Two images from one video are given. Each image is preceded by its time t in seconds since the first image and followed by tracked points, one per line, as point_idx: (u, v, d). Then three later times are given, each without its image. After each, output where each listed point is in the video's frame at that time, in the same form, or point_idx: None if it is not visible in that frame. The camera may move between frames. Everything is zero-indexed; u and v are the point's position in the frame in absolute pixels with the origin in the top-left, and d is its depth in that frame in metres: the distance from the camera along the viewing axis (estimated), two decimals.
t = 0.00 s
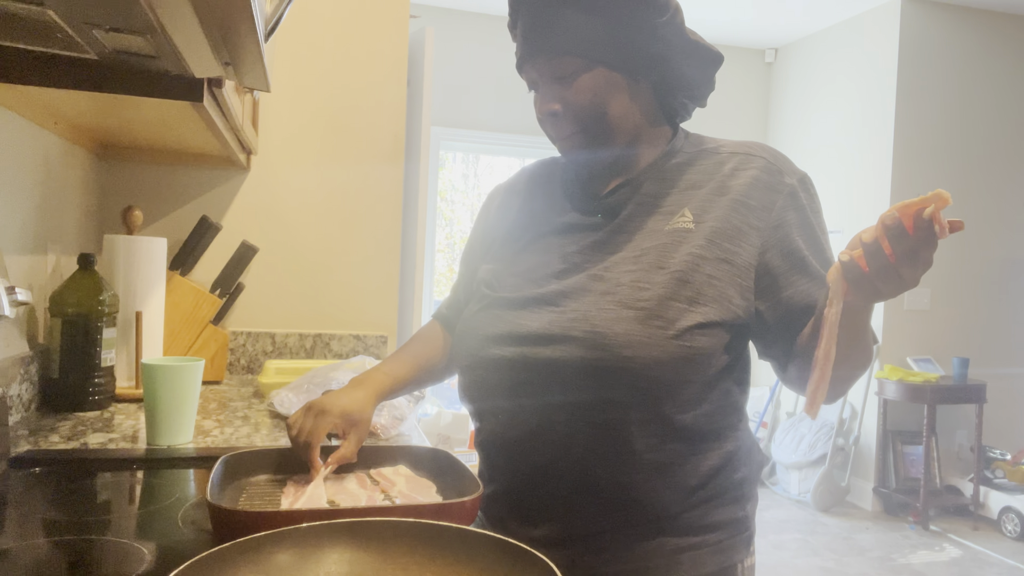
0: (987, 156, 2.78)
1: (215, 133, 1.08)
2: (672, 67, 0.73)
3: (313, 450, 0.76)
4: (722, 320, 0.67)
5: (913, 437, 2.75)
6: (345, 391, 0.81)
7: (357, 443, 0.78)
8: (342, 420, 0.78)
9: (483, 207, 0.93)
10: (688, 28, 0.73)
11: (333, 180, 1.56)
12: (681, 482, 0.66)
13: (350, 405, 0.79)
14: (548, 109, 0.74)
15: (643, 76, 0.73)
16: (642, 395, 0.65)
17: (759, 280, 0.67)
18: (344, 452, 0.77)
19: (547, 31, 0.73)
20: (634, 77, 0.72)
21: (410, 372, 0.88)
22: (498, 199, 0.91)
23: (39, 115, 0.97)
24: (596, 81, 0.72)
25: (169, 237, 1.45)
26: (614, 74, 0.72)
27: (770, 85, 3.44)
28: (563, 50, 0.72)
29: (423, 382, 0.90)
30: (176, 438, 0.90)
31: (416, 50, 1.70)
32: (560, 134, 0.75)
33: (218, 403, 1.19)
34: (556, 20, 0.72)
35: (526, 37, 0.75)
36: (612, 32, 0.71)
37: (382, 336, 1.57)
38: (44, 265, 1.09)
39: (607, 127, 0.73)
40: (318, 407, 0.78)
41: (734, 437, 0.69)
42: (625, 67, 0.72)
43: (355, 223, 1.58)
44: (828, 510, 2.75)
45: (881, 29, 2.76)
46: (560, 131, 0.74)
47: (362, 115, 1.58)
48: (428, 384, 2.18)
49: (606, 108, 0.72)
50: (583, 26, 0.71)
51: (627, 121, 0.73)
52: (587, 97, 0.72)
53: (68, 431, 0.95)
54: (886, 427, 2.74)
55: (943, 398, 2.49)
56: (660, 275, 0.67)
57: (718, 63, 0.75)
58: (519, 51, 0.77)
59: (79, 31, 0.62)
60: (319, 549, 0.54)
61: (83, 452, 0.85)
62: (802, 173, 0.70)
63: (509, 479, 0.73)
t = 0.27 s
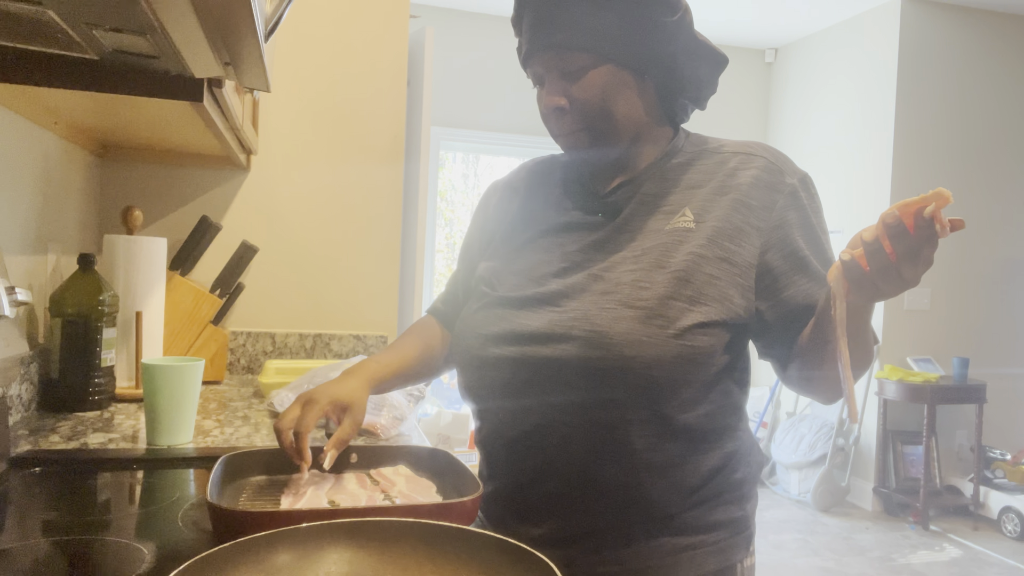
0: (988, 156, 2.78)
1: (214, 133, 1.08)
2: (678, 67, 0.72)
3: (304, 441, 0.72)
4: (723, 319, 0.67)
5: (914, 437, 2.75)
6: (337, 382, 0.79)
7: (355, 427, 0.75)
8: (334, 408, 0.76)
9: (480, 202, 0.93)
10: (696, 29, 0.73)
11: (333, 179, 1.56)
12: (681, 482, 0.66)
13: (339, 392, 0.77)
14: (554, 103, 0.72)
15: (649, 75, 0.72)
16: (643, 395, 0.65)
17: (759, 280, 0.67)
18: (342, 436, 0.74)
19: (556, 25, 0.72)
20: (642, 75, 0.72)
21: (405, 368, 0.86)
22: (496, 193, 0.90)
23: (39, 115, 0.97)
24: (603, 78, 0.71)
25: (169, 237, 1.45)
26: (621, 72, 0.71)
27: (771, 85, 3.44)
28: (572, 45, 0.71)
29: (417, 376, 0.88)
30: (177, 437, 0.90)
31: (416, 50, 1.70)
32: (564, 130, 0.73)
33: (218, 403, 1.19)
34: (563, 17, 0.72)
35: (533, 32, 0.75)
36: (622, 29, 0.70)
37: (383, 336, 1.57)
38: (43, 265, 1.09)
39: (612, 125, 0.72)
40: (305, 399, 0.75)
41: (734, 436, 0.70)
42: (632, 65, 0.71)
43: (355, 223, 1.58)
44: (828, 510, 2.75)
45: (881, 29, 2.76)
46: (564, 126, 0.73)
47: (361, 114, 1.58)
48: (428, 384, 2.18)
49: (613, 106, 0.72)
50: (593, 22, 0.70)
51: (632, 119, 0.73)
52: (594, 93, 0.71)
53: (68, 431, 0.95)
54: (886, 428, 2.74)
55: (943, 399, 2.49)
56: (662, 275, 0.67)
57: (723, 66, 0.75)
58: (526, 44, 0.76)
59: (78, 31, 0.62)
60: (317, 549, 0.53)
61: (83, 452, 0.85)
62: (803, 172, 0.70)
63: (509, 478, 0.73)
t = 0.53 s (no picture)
0: (988, 156, 2.78)
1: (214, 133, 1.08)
2: (677, 65, 0.73)
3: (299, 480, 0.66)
4: (727, 317, 0.67)
5: (914, 437, 2.75)
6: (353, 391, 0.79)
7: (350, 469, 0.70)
8: (331, 446, 0.70)
9: (473, 197, 0.92)
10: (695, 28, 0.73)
11: (333, 179, 1.56)
12: (686, 481, 0.66)
13: (337, 429, 0.71)
14: (555, 100, 0.71)
15: (650, 72, 0.73)
16: (649, 393, 0.65)
17: (761, 277, 0.68)
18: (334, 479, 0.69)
19: (557, 22, 0.71)
20: (643, 72, 0.72)
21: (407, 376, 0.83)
22: (491, 189, 0.89)
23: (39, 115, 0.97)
24: (606, 74, 0.71)
25: (169, 237, 1.45)
26: (623, 69, 0.71)
27: (770, 85, 3.44)
28: (574, 42, 0.70)
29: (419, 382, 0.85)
30: (177, 437, 0.90)
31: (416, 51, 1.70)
32: (565, 127, 0.72)
33: (218, 403, 1.19)
34: (565, 12, 0.71)
35: (532, 30, 0.74)
36: (623, 27, 0.70)
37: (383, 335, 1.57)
38: (44, 265, 1.09)
39: (614, 123, 0.72)
40: (300, 433, 0.70)
41: (737, 436, 0.70)
42: (633, 63, 0.71)
43: (354, 222, 1.58)
44: (828, 510, 2.75)
45: (882, 29, 2.76)
46: (565, 124, 0.72)
47: (360, 114, 1.57)
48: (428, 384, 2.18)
49: (614, 104, 0.71)
50: (596, 18, 0.70)
51: (632, 117, 0.73)
52: (596, 91, 0.70)
53: (68, 431, 0.95)
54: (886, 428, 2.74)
55: (942, 399, 2.48)
56: (668, 275, 0.67)
57: (720, 65, 0.76)
58: (525, 41, 0.75)
59: (78, 30, 0.62)
60: (318, 549, 0.54)
61: (83, 451, 0.85)
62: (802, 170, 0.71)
63: (512, 478, 0.73)
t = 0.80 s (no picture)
0: (995, 154, 2.74)
1: (214, 133, 1.08)
2: (681, 62, 0.73)
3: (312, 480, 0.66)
4: (738, 320, 0.67)
5: (914, 437, 2.74)
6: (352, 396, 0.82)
7: (359, 476, 0.71)
8: (341, 450, 0.71)
9: (471, 196, 0.91)
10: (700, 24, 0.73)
11: (334, 179, 1.56)
12: (697, 484, 0.66)
13: (348, 433, 0.72)
14: (561, 99, 0.71)
15: (656, 69, 0.72)
16: (658, 394, 0.66)
17: (769, 279, 0.68)
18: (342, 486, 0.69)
19: (563, 20, 0.71)
20: (649, 70, 0.72)
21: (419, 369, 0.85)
22: (491, 188, 0.88)
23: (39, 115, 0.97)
24: (613, 72, 0.70)
25: (169, 237, 1.45)
26: (629, 66, 0.71)
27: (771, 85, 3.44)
28: (581, 39, 0.70)
29: (433, 377, 0.88)
30: (177, 437, 0.90)
31: (416, 51, 1.70)
32: (571, 125, 0.72)
33: (218, 403, 1.19)
34: (570, 11, 0.71)
35: (536, 28, 0.74)
36: (630, 24, 0.70)
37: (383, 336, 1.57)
38: (44, 265, 1.09)
39: (618, 123, 0.72)
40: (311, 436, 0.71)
41: (747, 437, 0.70)
42: (639, 60, 0.71)
43: (355, 223, 1.58)
44: (828, 510, 2.75)
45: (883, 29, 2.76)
46: (571, 122, 0.72)
47: (360, 114, 1.58)
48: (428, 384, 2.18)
49: (620, 102, 0.71)
50: (602, 16, 0.69)
51: (637, 115, 0.73)
52: (602, 89, 0.70)
53: (68, 431, 0.95)
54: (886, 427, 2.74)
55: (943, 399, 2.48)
56: (681, 279, 0.67)
57: (724, 62, 0.76)
58: (530, 38, 0.74)
59: (78, 30, 0.62)
60: (317, 549, 0.54)
61: (83, 452, 0.85)
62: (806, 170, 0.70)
63: (520, 482, 0.73)
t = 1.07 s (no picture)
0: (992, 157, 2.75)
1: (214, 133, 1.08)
2: (687, 61, 0.74)
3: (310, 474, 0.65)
4: (744, 325, 0.67)
5: (914, 437, 2.74)
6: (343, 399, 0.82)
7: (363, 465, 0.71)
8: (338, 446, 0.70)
9: (476, 196, 0.91)
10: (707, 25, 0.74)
11: (334, 180, 1.56)
12: (698, 488, 0.66)
13: (346, 428, 0.72)
14: (565, 97, 0.71)
15: (660, 67, 0.73)
16: (662, 399, 0.65)
17: (775, 283, 0.68)
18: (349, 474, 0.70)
19: (569, 18, 0.71)
20: (653, 69, 0.72)
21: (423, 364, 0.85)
22: (495, 188, 0.88)
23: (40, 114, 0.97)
24: (617, 71, 0.70)
25: (169, 238, 1.45)
26: (634, 65, 0.71)
27: (770, 85, 3.44)
28: (587, 37, 0.70)
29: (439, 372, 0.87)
30: (177, 437, 0.90)
31: (416, 51, 1.70)
32: (576, 124, 0.72)
33: (218, 403, 1.19)
34: (575, 10, 0.71)
35: (541, 25, 0.73)
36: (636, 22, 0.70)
37: (382, 336, 1.57)
38: (44, 265, 1.09)
39: (625, 122, 0.72)
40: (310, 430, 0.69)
41: (749, 442, 0.69)
42: (645, 59, 0.71)
43: (354, 224, 1.58)
44: (828, 510, 2.76)
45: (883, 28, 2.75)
46: (575, 121, 0.72)
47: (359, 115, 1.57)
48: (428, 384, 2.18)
49: (625, 100, 0.71)
50: (609, 13, 0.69)
51: (642, 113, 0.73)
52: (608, 87, 0.70)
53: (68, 431, 0.95)
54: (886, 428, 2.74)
55: (942, 399, 2.48)
56: (686, 284, 0.67)
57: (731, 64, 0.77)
58: (535, 35, 0.74)
59: (78, 30, 0.62)
60: (317, 549, 0.53)
61: (83, 452, 0.85)
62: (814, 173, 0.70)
63: (521, 486, 0.73)
